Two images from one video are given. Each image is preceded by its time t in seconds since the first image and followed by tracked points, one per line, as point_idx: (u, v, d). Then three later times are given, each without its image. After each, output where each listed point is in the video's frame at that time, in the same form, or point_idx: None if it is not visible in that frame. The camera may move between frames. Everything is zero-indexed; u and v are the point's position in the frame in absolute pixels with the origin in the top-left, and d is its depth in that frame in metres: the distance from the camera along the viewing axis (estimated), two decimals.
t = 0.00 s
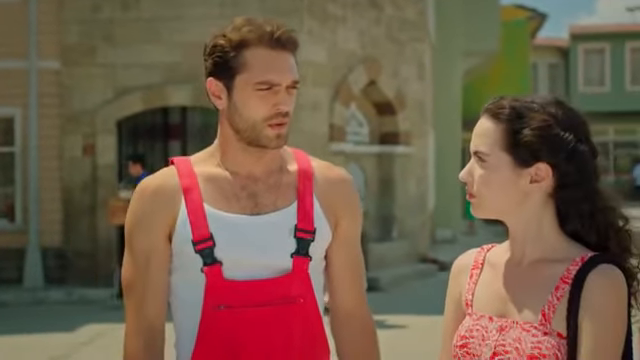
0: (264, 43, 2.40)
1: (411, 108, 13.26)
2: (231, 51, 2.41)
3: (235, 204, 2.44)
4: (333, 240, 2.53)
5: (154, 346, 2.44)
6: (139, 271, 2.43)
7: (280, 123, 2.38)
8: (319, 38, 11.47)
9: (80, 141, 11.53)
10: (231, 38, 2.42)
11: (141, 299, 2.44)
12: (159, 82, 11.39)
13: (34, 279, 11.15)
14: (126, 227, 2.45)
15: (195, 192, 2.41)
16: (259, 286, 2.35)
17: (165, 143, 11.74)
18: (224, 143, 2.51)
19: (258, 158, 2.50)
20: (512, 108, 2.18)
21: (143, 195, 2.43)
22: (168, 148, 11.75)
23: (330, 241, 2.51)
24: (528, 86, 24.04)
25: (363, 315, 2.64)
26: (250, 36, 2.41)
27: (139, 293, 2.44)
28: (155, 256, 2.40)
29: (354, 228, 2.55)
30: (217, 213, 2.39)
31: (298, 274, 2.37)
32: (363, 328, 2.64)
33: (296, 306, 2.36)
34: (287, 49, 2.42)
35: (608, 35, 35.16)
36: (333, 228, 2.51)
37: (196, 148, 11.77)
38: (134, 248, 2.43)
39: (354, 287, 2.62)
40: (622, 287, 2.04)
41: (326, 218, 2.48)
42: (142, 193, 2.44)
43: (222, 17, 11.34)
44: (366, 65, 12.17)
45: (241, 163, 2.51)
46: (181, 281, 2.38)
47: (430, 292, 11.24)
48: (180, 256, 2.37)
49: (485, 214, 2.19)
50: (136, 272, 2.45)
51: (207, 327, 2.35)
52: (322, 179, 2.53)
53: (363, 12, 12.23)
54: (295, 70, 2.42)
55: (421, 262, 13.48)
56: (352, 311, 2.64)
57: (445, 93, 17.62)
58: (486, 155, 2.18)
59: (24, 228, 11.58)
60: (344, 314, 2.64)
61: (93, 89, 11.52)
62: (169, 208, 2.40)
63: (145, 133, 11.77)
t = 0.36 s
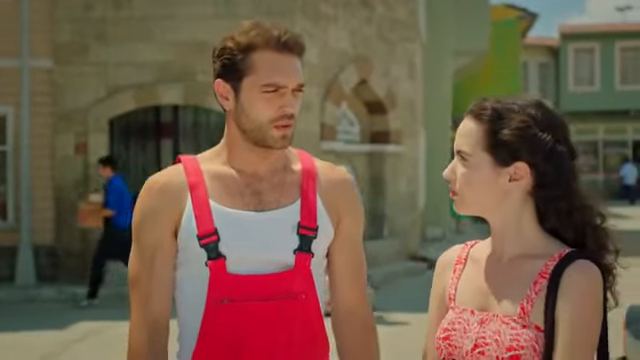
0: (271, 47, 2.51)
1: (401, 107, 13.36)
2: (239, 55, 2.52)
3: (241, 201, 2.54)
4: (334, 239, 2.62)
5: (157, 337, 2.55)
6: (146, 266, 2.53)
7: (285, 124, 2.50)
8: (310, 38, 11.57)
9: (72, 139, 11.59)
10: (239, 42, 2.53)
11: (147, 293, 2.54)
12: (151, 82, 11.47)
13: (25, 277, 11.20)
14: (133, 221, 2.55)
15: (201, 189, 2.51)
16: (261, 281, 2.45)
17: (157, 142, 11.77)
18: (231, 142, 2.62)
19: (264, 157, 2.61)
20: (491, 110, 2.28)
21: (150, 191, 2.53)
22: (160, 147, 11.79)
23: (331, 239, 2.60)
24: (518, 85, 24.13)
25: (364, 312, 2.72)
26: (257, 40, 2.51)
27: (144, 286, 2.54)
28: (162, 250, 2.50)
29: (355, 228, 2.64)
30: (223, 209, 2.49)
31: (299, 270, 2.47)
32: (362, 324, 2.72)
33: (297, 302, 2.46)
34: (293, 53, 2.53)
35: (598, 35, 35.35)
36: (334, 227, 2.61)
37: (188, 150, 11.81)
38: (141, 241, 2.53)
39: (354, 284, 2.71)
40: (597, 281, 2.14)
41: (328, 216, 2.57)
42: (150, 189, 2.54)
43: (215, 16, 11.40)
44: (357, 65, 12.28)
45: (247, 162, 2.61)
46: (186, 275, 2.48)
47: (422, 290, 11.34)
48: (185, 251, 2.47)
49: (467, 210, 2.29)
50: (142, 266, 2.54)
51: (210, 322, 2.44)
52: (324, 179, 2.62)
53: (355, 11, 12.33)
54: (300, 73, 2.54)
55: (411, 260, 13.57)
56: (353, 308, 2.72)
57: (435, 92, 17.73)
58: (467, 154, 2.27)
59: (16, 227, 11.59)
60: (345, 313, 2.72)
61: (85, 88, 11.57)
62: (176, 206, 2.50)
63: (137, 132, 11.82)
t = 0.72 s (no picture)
0: (268, 48, 2.52)
1: (389, 105, 13.45)
2: (237, 56, 2.53)
3: (238, 197, 2.56)
4: (328, 236, 2.66)
5: (156, 329, 2.57)
6: (147, 260, 2.54)
7: (281, 124, 2.52)
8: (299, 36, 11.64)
9: (61, 138, 11.62)
10: (236, 42, 2.54)
11: (147, 286, 2.55)
12: (139, 80, 11.52)
13: (14, 274, 11.21)
14: (133, 215, 2.56)
15: (198, 185, 2.53)
16: (259, 274, 2.45)
17: (146, 140, 11.79)
18: (229, 140, 2.64)
19: (262, 156, 2.63)
20: (471, 108, 2.35)
21: (149, 186, 2.55)
22: (149, 145, 11.80)
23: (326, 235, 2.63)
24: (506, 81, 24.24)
25: (357, 307, 2.77)
26: (253, 42, 2.52)
27: (143, 278, 2.55)
28: (161, 244, 2.52)
29: (349, 224, 2.67)
30: (220, 205, 2.51)
31: (295, 265, 2.48)
32: (355, 319, 2.77)
33: (293, 296, 2.47)
34: (290, 54, 2.55)
35: (584, 33, 35.62)
36: (328, 223, 2.64)
37: (176, 147, 11.85)
38: (141, 235, 2.54)
39: (347, 281, 2.75)
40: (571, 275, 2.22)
41: (322, 212, 2.60)
42: (149, 184, 2.55)
43: (204, 15, 11.46)
44: (345, 63, 12.36)
45: (243, 159, 2.63)
46: (185, 269, 2.49)
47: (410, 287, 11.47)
48: (184, 246, 2.48)
49: (447, 204, 2.36)
50: (143, 261, 2.55)
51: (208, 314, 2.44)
52: (319, 177, 2.65)
53: (343, 10, 12.39)
54: (296, 74, 2.55)
55: (399, 257, 13.69)
56: (346, 305, 2.77)
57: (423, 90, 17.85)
58: (445, 150, 2.36)
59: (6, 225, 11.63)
60: (339, 309, 2.77)
61: (74, 86, 11.61)
62: (175, 202, 2.51)
63: (127, 129, 11.84)
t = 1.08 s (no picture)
0: (259, 48, 2.59)
1: (377, 103, 13.52)
2: (230, 55, 2.60)
3: (230, 194, 2.63)
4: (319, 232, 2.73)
5: (148, 324, 2.64)
6: (142, 255, 2.60)
7: (272, 123, 2.59)
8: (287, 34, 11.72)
9: (50, 136, 11.64)
10: (229, 42, 2.61)
11: (140, 281, 2.62)
12: (128, 78, 11.57)
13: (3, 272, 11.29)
14: (127, 211, 2.62)
15: (192, 182, 2.59)
16: (251, 269, 2.52)
17: (135, 138, 11.80)
18: (221, 138, 2.70)
19: (254, 153, 2.70)
20: (451, 107, 2.44)
21: (143, 182, 2.61)
22: (138, 143, 11.80)
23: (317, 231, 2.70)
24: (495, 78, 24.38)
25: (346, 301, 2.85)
26: (246, 42, 2.59)
27: (137, 275, 2.62)
28: (154, 240, 2.59)
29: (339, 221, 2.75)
30: (213, 201, 2.58)
31: (286, 260, 2.56)
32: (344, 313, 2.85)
33: (284, 290, 2.54)
34: (282, 55, 2.62)
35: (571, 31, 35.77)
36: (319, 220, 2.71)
37: (165, 145, 11.85)
38: (135, 232, 2.61)
39: (337, 276, 2.82)
40: (545, 270, 2.31)
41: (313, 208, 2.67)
42: (143, 181, 2.62)
43: (193, 13, 11.50)
44: (334, 61, 12.43)
45: (235, 157, 2.69)
46: (178, 264, 2.56)
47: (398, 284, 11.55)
48: (178, 241, 2.55)
49: (424, 200, 2.47)
50: (137, 256, 2.62)
51: (201, 308, 2.52)
52: (311, 174, 2.72)
53: (331, 8, 12.46)
54: (288, 74, 2.63)
55: (388, 254, 13.77)
56: (336, 299, 2.84)
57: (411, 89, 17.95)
58: (423, 149, 2.45)
59: None
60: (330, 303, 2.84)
61: (63, 84, 11.66)
62: (169, 199, 2.58)
63: (116, 127, 11.85)
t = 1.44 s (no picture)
0: (247, 49, 2.67)
1: (365, 102, 13.60)
2: (218, 56, 2.67)
3: (219, 192, 2.70)
4: (305, 227, 2.81)
5: (137, 319, 2.70)
6: (132, 252, 2.68)
7: (260, 121, 2.66)
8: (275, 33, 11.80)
9: (39, 134, 11.66)
10: (217, 43, 2.68)
11: (130, 277, 2.69)
12: (117, 77, 11.63)
13: None
14: (117, 209, 2.69)
15: (181, 180, 2.67)
16: (240, 265, 2.60)
17: (124, 136, 11.84)
18: (209, 137, 2.77)
19: (242, 152, 2.76)
20: (427, 107, 2.54)
21: (132, 180, 2.69)
22: (127, 141, 11.85)
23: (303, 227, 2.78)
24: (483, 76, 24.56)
25: (331, 295, 2.94)
26: (234, 43, 2.67)
27: (127, 270, 2.69)
28: (144, 237, 2.66)
29: (324, 218, 2.83)
30: (202, 198, 2.65)
31: (273, 256, 2.64)
32: (329, 308, 2.94)
33: (271, 285, 2.62)
34: (269, 55, 2.69)
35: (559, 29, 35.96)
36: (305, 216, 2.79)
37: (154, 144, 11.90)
38: (126, 229, 2.68)
39: (321, 271, 2.91)
40: (519, 264, 2.41)
41: (299, 205, 2.75)
42: (133, 179, 2.69)
43: (181, 12, 11.57)
44: (322, 60, 12.51)
45: (222, 155, 2.76)
46: (169, 261, 2.64)
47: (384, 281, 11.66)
48: (169, 238, 2.62)
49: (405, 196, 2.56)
50: (127, 253, 2.68)
51: (191, 303, 2.59)
52: (296, 171, 2.80)
53: (319, 7, 12.54)
54: (274, 74, 2.70)
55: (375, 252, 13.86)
56: (321, 293, 2.93)
57: (399, 87, 18.08)
58: (402, 148, 2.55)
59: None
60: (315, 296, 2.93)
61: (51, 83, 11.70)
62: (159, 197, 2.65)
63: (105, 126, 11.88)
